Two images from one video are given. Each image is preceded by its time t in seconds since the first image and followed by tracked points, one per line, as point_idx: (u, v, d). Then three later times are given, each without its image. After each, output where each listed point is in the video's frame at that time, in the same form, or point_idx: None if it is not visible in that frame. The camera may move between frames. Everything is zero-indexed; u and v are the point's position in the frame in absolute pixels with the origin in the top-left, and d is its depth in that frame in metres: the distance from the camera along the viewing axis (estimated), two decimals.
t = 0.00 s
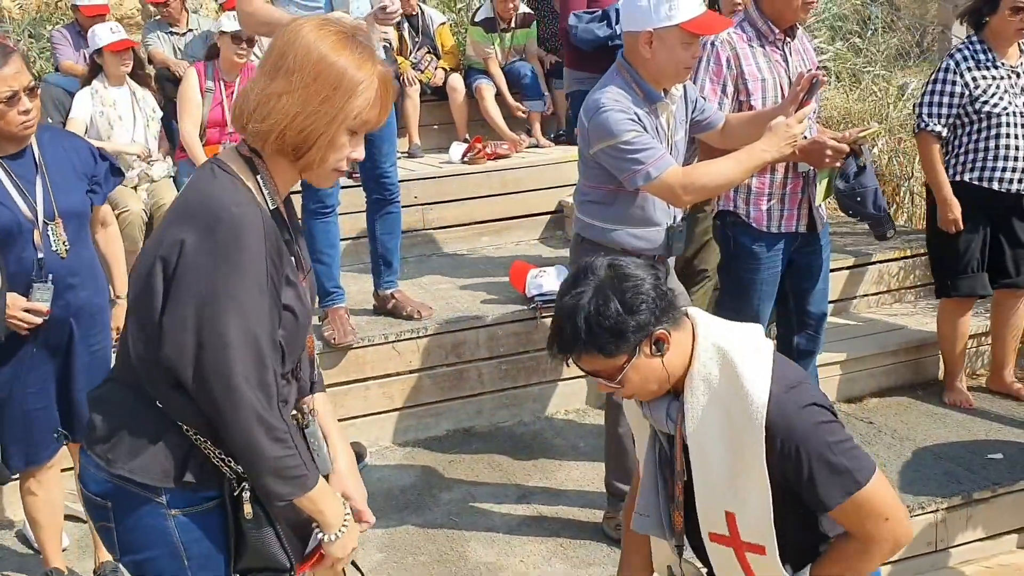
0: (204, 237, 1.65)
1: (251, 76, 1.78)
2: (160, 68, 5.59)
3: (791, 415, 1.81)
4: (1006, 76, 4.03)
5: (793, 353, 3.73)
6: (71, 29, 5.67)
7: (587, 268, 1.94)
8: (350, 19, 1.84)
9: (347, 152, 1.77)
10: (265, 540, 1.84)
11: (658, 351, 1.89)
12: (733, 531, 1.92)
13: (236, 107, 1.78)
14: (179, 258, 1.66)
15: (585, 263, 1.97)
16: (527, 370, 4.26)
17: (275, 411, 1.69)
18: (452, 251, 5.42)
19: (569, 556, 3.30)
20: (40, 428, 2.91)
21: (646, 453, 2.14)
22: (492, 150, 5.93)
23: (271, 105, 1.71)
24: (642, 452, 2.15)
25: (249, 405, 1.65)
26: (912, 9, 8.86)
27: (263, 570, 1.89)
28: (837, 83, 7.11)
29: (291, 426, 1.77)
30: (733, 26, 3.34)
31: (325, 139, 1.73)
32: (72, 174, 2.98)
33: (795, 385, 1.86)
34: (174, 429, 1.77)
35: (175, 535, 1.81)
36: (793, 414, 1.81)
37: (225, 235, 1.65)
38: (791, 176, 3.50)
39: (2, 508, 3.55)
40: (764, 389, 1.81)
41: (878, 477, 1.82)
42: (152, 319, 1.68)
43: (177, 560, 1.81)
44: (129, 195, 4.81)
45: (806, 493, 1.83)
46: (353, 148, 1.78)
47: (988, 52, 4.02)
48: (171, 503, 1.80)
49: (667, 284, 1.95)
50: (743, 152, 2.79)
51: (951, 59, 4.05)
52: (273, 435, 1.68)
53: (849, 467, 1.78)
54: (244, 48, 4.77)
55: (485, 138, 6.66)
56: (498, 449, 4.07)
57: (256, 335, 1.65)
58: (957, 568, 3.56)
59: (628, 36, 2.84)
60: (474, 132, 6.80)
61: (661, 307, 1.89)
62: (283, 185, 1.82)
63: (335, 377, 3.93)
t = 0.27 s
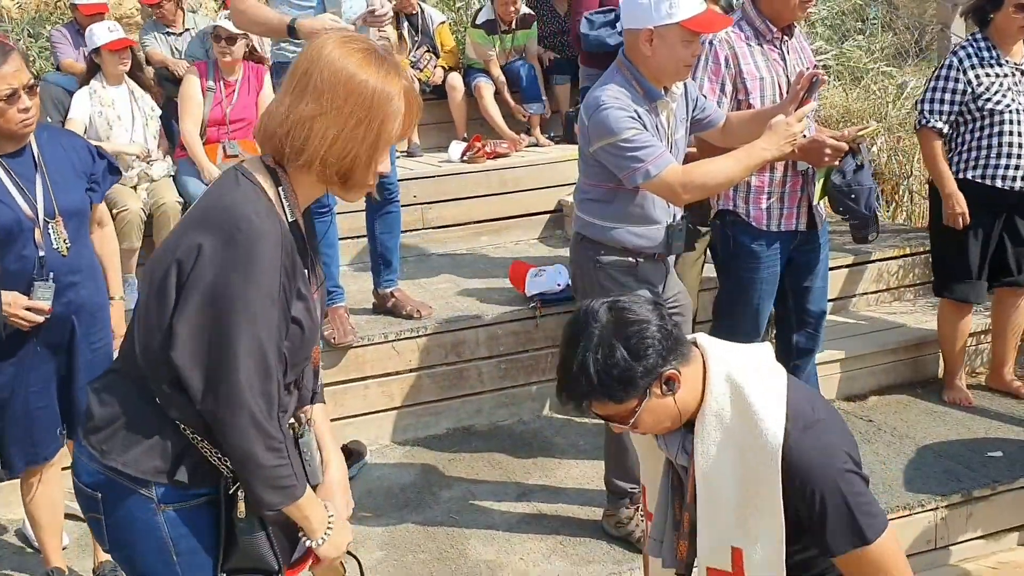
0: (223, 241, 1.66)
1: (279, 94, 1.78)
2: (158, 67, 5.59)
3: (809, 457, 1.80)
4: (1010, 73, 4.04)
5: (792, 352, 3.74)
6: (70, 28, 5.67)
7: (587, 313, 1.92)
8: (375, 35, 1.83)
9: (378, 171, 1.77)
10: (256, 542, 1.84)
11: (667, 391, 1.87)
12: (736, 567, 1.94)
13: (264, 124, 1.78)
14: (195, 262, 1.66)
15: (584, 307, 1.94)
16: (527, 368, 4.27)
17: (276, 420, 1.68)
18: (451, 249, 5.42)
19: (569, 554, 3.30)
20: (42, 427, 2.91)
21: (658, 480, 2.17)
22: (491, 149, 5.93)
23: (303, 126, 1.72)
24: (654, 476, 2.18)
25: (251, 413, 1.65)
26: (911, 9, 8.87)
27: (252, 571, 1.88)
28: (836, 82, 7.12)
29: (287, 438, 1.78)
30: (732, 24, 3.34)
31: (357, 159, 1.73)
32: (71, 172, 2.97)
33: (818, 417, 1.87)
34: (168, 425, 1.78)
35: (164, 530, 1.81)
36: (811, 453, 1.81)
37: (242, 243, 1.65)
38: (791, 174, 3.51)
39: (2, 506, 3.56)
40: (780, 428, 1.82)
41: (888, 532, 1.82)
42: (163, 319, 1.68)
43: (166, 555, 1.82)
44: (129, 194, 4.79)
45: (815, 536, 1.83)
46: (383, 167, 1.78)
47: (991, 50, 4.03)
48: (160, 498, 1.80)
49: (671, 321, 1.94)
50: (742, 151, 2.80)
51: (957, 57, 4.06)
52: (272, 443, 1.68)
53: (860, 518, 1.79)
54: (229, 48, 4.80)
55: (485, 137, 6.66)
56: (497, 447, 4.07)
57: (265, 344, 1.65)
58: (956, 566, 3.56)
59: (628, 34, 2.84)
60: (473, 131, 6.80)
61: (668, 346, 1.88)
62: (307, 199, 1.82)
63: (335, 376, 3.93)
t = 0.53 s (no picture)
0: (231, 246, 1.66)
1: (289, 103, 1.79)
2: (158, 68, 5.59)
3: (827, 452, 1.81)
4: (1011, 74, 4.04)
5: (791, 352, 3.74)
6: (71, 28, 5.67)
7: (616, 292, 1.95)
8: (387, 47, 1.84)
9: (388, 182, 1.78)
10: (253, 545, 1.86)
11: (688, 376, 1.90)
12: (747, 562, 1.98)
13: (273, 133, 1.79)
14: (202, 265, 1.67)
15: (614, 287, 1.97)
16: (526, 369, 4.27)
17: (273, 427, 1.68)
18: (451, 250, 5.43)
19: (568, 554, 3.30)
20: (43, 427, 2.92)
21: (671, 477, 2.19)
22: (491, 149, 5.93)
23: (313, 136, 1.72)
24: (669, 466, 2.20)
25: (248, 419, 1.65)
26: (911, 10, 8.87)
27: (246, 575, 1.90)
28: (836, 84, 7.12)
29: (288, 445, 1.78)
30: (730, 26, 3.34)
31: (367, 170, 1.74)
32: (74, 173, 2.97)
33: (838, 414, 1.89)
34: (165, 428, 1.78)
35: (160, 532, 1.81)
36: (830, 449, 1.82)
37: (249, 248, 1.66)
38: (789, 175, 3.51)
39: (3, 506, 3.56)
40: (799, 423, 1.84)
41: (904, 529, 1.83)
42: (168, 321, 1.69)
43: (162, 558, 1.82)
44: (129, 194, 4.81)
45: (831, 530, 1.85)
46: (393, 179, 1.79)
47: (990, 49, 4.05)
48: (157, 500, 1.80)
49: (698, 309, 1.96)
50: (742, 151, 2.80)
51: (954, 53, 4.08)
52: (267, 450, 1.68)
53: (875, 513, 1.80)
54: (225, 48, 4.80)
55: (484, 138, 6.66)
56: (497, 448, 4.07)
57: (269, 351, 1.65)
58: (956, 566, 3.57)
59: (628, 35, 2.84)
60: (473, 131, 6.80)
61: (693, 332, 1.90)
62: (315, 207, 1.83)
63: (335, 376, 3.93)
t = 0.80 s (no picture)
0: (225, 244, 1.67)
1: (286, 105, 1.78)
2: (157, 68, 5.58)
3: (830, 455, 1.83)
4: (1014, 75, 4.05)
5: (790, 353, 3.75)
6: (70, 28, 5.67)
7: (634, 283, 1.95)
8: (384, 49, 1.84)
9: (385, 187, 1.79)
10: (249, 547, 1.86)
11: (694, 377, 1.90)
12: (749, 564, 1.99)
13: (269, 135, 1.78)
14: (198, 265, 1.67)
15: (633, 278, 1.97)
16: (525, 369, 4.27)
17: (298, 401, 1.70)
18: (450, 251, 5.43)
19: (567, 555, 3.30)
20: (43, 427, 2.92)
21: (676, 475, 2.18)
22: (490, 150, 5.94)
23: (311, 141, 1.72)
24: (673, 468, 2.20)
25: (269, 399, 1.66)
26: (908, 12, 8.88)
27: None
28: (834, 85, 7.13)
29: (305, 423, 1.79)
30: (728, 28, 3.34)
31: (365, 174, 1.74)
32: (76, 173, 2.96)
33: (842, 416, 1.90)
34: (162, 431, 1.79)
35: (157, 535, 1.81)
36: (833, 453, 1.83)
37: (244, 244, 1.66)
38: (786, 176, 3.52)
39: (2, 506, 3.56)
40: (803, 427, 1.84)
41: (911, 531, 1.84)
42: (164, 323, 1.69)
43: (160, 560, 1.82)
44: (129, 195, 4.83)
45: (835, 534, 1.86)
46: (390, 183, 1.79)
47: (993, 50, 4.04)
48: (153, 503, 1.80)
49: (714, 310, 1.95)
50: (741, 152, 2.81)
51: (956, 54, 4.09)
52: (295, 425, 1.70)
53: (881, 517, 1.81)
54: (223, 46, 4.80)
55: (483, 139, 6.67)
56: (496, 448, 4.08)
57: (276, 337, 1.66)
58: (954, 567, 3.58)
59: (628, 35, 2.85)
60: (471, 132, 6.80)
61: (706, 333, 1.90)
62: (310, 208, 1.83)
63: (334, 377, 3.94)
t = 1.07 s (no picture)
0: (218, 241, 1.67)
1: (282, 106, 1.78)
2: (156, 68, 5.58)
3: (818, 476, 1.86)
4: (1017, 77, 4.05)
5: (788, 355, 3.75)
6: (70, 30, 5.67)
7: (608, 331, 1.95)
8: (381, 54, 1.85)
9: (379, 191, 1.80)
10: (246, 550, 1.87)
11: (678, 417, 1.91)
12: None
13: (264, 135, 1.77)
14: (201, 266, 1.68)
15: (606, 325, 1.97)
16: (524, 370, 4.27)
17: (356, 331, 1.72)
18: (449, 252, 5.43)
19: (565, 556, 3.30)
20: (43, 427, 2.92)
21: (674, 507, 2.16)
22: (489, 151, 5.95)
23: (313, 144, 1.72)
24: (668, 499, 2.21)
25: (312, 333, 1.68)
26: (906, 14, 8.89)
27: None
28: (832, 87, 7.14)
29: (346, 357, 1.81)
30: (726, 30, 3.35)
31: (361, 179, 1.75)
32: (73, 173, 2.97)
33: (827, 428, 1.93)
34: (159, 434, 1.78)
35: (154, 539, 1.81)
36: (820, 474, 1.86)
37: (238, 232, 1.67)
38: (785, 177, 3.52)
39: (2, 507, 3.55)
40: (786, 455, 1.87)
41: (915, 530, 1.89)
42: (179, 331, 1.70)
43: (157, 563, 1.82)
44: (128, 195, 4.83)
45: (839, 552, 1.89)
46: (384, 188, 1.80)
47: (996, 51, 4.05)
48: (149, 507, 1.80)
49: (690, 349, 1.97)
50: (739, 154, 2.81)
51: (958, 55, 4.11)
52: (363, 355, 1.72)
53: (880, 521, 1.84)
54: (222, 46, 4.82)
55: (482, 140, 6.67)
56: (494, 449, 4.07)
57: (303, 294, 1.67)
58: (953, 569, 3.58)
59: (628, 37, 2.85)
60: (470, 133, 6.80)
61: (686, 374, 1.91)
62: (303, 208, 1.82)
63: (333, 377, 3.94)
